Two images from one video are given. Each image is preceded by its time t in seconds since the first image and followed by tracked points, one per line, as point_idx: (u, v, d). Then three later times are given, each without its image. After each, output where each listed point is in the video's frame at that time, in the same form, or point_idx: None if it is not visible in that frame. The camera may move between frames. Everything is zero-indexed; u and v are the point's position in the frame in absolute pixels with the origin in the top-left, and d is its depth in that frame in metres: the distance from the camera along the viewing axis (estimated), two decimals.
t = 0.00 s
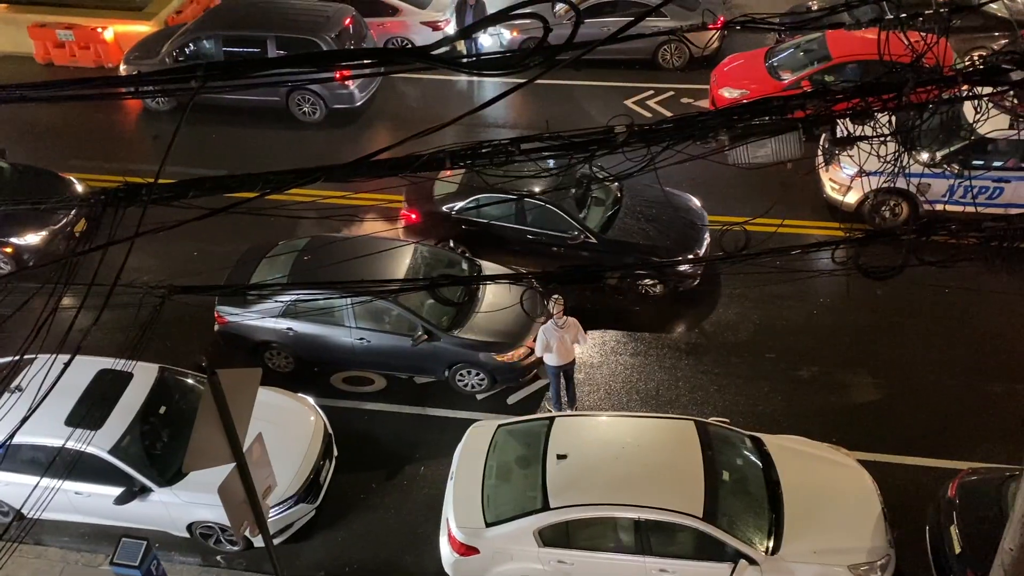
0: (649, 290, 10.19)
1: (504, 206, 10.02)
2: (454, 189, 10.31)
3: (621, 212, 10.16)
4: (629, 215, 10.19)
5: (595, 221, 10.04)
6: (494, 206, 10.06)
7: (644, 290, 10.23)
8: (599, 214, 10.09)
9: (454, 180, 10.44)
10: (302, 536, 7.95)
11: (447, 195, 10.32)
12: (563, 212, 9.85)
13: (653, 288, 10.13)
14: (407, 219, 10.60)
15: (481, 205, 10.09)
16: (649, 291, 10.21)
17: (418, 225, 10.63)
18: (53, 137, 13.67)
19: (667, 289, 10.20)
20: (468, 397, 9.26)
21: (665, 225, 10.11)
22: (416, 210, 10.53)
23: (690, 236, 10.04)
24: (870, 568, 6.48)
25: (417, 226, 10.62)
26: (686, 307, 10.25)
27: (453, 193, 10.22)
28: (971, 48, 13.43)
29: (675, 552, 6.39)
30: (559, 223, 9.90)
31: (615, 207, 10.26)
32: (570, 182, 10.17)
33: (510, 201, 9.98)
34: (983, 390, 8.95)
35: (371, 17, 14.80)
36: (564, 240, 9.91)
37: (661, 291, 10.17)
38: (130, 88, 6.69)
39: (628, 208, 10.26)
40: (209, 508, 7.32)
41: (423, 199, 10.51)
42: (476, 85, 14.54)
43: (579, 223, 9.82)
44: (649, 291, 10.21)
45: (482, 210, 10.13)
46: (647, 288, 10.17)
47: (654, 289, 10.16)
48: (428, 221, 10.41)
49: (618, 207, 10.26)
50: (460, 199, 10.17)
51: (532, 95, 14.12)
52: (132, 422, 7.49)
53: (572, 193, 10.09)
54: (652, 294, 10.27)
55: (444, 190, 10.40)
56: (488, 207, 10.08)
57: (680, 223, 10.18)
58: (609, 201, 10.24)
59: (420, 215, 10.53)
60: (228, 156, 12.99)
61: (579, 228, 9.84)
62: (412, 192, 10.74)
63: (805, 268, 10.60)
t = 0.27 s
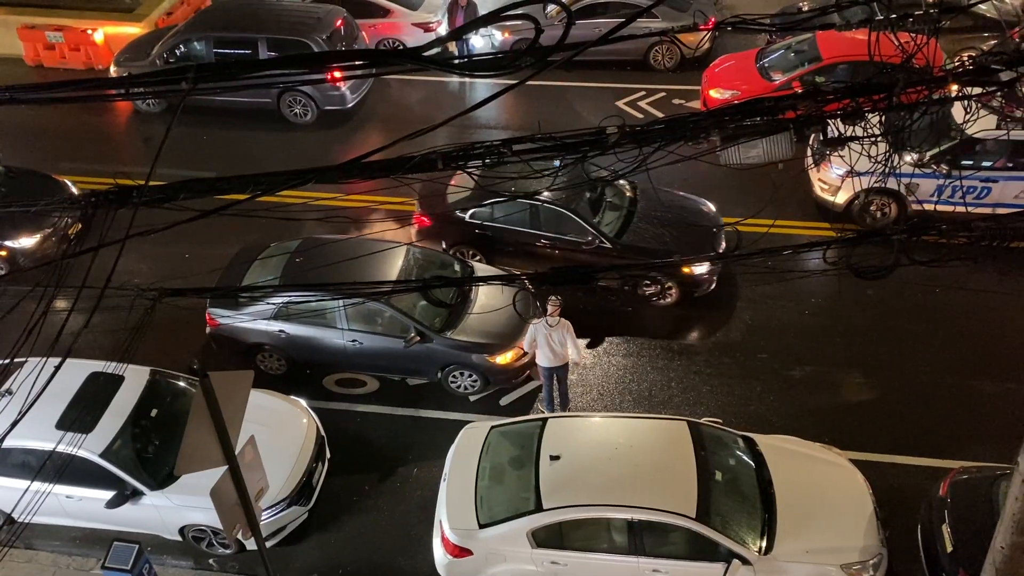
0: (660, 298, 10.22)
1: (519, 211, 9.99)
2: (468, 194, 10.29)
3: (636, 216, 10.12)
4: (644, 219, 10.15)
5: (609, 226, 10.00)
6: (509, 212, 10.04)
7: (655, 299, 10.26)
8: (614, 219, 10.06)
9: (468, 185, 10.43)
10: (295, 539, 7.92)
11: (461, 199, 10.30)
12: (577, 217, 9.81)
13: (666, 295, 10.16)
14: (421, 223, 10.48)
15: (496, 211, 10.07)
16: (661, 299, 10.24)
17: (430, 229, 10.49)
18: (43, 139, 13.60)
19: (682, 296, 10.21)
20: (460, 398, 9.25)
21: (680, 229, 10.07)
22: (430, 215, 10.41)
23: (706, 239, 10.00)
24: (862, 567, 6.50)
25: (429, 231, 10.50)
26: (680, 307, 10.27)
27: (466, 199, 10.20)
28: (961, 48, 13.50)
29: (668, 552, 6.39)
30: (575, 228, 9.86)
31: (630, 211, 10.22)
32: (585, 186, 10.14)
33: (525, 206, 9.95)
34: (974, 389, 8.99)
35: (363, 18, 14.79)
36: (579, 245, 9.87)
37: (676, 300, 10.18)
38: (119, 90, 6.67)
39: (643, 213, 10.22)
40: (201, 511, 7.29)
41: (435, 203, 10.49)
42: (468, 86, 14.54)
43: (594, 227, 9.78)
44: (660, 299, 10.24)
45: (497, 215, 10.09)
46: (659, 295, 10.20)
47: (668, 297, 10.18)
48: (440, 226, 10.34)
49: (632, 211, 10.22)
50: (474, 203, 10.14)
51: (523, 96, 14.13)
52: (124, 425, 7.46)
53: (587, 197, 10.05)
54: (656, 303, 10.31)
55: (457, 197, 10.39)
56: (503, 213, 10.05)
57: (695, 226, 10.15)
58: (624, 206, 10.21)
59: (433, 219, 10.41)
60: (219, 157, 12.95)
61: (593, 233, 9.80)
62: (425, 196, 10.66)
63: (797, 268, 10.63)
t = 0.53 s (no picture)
0: (676, 304, 10.08)
1: (533, 216, 9.97)
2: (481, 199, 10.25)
3: (650, 221, 10.14)
4: (658, 225, 10.17)
5: (623, 231, 10.00)
6: (523, 217, 10.01)
7: (670, 305, 10.13)
8: (628, 224, 10.07)
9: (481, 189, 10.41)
10: (286, 541, 7.90)
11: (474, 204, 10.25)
12: (592, 222, 9.81)
13: (682, 300, 10.00)
14: (432, 226, 10.46)
15: (510, 216, 10.05)
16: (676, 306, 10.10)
17: (443, 234, 10.44)
18: (32, 141, 13.54)
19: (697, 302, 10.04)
20: (452, 400, 9.25)
21: (693, 235, 10.09)
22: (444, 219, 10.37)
23: (722, 245, 10.00)
24: (853, 567, 6.53)
25: (443, 235, 10.43)
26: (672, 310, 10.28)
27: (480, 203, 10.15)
28: (950, 51, 13.56)
29: (659, 553, 6.40)
30: (590, 233, 9.86)
31: (644, 217, 10.24)
32: (599, 191, 10.14)
33: (540, 210, 9.92)
34: (962, 389, 9.05)
35: (353, 20, 14.76)
36: (593, 251, 9.86)
37: (690, 306, 10.03)
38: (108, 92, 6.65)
39: (657, 218, 10.24)
40: (192, 514, 7.27)
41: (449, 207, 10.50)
42: (459, 88, 14.54)
43: (609, 233, 9.79)
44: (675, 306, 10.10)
45: (510, 220, 10.07)
46: (675, 301, 10.05)
47: (684, 303, 10.04)
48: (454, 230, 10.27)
49: (646, 217, 10.24)
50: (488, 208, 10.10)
51: (515, 98, 14.13)
52: (114, 428, 7.43)
53: (602, 202, 10.05)
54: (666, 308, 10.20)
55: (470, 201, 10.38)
56: (517, 218, 10.02)
57: (708, 231, 10.16)
58: (638, 211, 10.24)
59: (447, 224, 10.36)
60: (209, 159, 12.91)
61: (608, 239, 9.80)
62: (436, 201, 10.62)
63: (787, 270, 10.67)
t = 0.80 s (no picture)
0: (689, 312, 10.00)
1: (546, 223, 9.91)
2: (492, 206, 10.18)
3: (662, 230, 10.14)
4: (671, 233, 10.16)
5: (636, 240, 9.99)
6: (535, 224, 9.96)
7: (683, 313, 10.03)
8: (640, 232, 10.07)
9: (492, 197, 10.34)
10: (275, 548, 7.86)
11: (485, 211, 10.19)
12: (605, 230, 9.78)
13: (696, 308, 9.92)
14: (444, 235, 10.39)
15: (522, 223, 9.99)
16: (690, 314, 10.02)
17: (453, 243, 10.36)
18: (18, 147, 13.46)
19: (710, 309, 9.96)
20: (441, 405, 9.24)
21: (706, 242, 10.09)
22: (455, 227, 10.30)
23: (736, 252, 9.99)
24: (842, 569, 6.56)
25: (453, 244, 10.35)
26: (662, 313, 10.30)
27: (492, 210, 10.09)
28: (935, 55, 13.67)
29: (649, 556, 6.41)
30: (603, 241, 9.83)
31: (656, 225, 10.25)
32: (612, 200, 10.14)
33: (553, 218, 9.87)
34: (949, 391, 9.11)
35: (341, 25, 14.74)
36: (606, 259, 9.82)
37: (703, 314, 9.96)
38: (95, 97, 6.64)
39: (669, 226, 10.24)
40: (180, 521, 7.23)
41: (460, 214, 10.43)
42: (447, 93, 14.54)
43: (623, 241, 9.76)
44: (690, 314, 10.02)
45: (522, 229, 10.02)
46: (688, 309, 9.97)
47: (697, 311, 9.96)
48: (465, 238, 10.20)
49: (658, 225, 10.24)
50: (500, 216, 10.05)
51: (503, 103, 14.15)
52: (101, 435, 7.39)
53: (614, 210, 10.04)
54: (674, 315, 10.13)
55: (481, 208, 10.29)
56: (529, 226, 9.97)
57: (719, 238, 10.16)
58: (650, 220, 10.26)
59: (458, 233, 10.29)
60: (196, 165, 12.87)
61: (621, 247, 9.76)
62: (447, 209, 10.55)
63: (775, 273, 10.71)
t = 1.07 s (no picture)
0: (701, 321, 10.02)
1: (558, 232, 9.89)
2: (504, 215, 10.13)
3: (674, 239, 10.12)
4: (682, 243, 10.14)
5: (648, 249, 9.96)
6: (547, 233, 9.93)
7: (695, 321, 10.05)
8: (652, 241, 10.04)
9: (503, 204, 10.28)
10: (263, 557, 7.82)
11: (496, 220, 10.13)
12: (618, 239, 9.77)
13: (709, 318, 9.95)
14: (454, 244, 10.34)
15: (534, 232, 9.96)
16: (701, 323, 10.04)
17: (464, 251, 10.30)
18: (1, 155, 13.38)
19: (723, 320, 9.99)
20: (430, 412, 9.23)
21: (718, 251, 10.07)
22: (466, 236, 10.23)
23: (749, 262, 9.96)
24: (829, 571, 6.60)
25: (464, 252, 10.28)
26: (649, 319, 10.32)
27: (503, 219, 10.05)
28: (916, 60, 13.82)
29: (639, 561, 6.41)
30: (615, 251, 9.83)
31: (667, 234, 10.20)
32: (624, 210, 10.13)
33: (566, 227, 9.85)
34: (933, 393, 9.18)
35: (327, 32, 14.75)
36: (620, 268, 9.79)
37: (715, 323, 9.97)
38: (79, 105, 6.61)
39: (680, 235, 10.21)
40: (168, 530, 7.19)
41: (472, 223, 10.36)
42: (434, 100, 14.56)
43: (635, 250, 9.75)
44: (700, 324, 10.04)
45: (534, 237, 9.99)
46: (700, 318, 10.00)
47: (709, 320, 9.97)
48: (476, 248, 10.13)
49: (670, 234, 10.21)
50: (513, 224, 10.01)
51: (489, 109, 14.19)
52: (87, 445, 7.34)
53: (626, 219, 10.02)
54: (682, 321, 10.15)
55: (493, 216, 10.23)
56: (541, 234, 9.94)
57: (731, 248, 10.13)
58: (662, 229, 10.21)
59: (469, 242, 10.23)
60: (182, 173, 12.82)
61: (634, 256, 9.74)
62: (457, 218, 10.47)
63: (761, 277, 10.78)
